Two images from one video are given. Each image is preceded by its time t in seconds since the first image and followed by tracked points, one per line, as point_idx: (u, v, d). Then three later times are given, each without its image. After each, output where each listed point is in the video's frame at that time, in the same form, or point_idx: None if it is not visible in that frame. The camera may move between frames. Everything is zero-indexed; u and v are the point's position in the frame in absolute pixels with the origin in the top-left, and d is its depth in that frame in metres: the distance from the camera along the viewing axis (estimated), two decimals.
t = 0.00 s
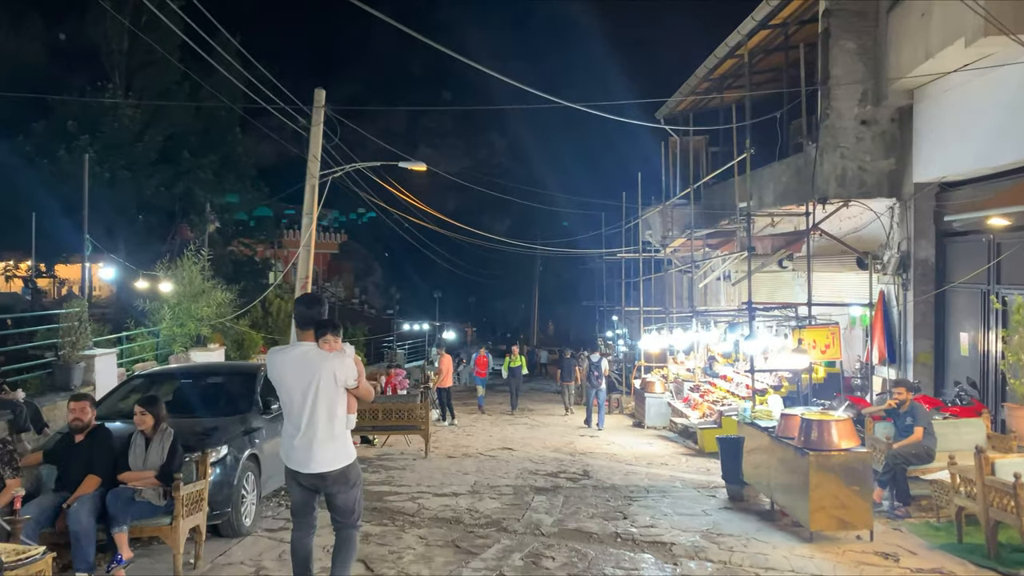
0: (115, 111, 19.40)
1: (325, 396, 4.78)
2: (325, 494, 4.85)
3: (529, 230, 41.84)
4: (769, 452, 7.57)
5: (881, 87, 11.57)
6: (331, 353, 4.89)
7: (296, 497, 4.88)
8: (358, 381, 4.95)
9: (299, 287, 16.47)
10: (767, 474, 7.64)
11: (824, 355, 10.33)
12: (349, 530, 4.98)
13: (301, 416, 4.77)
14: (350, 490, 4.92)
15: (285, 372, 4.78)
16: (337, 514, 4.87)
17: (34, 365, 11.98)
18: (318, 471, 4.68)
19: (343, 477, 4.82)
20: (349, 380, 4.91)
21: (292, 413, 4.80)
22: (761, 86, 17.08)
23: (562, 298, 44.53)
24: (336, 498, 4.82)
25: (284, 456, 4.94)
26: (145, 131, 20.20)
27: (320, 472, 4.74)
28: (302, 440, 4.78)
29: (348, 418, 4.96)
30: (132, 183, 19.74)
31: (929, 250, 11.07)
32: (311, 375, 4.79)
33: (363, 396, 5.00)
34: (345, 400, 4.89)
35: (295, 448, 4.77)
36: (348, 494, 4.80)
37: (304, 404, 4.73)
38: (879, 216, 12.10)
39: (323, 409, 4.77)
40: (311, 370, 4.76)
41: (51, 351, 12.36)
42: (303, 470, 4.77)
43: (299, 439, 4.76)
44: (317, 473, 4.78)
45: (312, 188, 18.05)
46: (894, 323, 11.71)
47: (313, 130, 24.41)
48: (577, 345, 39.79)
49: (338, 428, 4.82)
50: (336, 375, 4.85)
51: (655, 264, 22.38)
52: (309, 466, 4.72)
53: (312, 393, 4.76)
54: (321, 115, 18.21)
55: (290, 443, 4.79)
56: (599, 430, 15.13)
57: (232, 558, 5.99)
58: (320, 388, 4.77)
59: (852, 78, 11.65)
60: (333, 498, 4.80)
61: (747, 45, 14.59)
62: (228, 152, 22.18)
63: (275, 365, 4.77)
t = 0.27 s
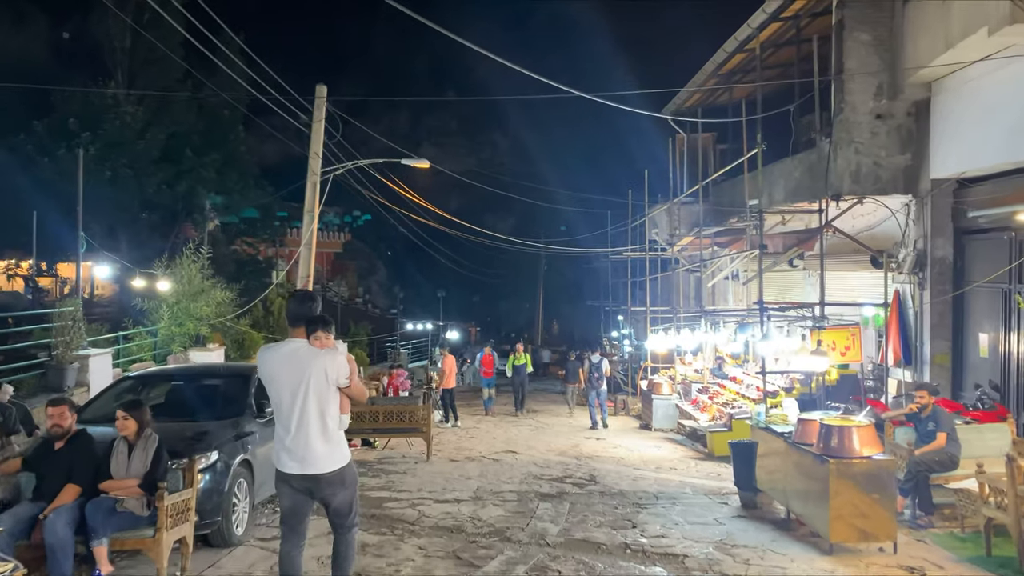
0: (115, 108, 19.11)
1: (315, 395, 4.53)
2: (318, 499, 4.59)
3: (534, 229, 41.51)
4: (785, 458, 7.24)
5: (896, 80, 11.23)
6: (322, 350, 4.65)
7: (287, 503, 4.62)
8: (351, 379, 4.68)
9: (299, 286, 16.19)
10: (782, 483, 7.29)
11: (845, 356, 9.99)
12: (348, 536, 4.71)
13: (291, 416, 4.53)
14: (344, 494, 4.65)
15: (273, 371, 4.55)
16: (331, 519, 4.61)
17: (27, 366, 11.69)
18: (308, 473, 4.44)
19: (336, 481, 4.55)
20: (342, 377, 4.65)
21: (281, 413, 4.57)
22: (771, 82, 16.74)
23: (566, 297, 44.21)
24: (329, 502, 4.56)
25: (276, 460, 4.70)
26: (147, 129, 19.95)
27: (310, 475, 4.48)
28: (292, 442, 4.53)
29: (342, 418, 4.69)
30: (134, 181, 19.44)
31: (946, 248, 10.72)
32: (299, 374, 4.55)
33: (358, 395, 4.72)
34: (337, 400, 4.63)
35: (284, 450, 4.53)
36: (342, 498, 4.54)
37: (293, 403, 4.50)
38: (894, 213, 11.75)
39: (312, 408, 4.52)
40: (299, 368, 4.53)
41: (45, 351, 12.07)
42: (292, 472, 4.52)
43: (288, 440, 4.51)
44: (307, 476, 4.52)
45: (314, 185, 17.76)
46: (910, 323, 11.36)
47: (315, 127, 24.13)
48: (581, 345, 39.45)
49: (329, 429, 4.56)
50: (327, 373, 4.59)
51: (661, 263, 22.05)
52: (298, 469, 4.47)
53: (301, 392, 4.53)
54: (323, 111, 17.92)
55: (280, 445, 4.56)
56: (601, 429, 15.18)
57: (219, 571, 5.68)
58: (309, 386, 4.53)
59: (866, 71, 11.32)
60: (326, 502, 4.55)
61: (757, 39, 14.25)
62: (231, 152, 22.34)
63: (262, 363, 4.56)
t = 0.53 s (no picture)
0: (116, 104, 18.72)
1: (326, 399, 4.42)
2: (323, 503, 4.50)
3: (537, 228, 41.20)
4: (800, 464, 6.93)
5: (913, 74, 10.93)
6: (331, 352, 4.53)
7: (289, 508, 4.49)
8: (360, 382, 4.58)
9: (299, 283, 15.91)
10: (797, 490, 6.99)
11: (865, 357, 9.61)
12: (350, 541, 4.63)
13: (299, 419, 4.42)
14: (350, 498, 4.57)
15: (281, 373, 4.42)
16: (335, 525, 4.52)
17: (18, 362, 11.41)
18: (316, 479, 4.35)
19: (343, 485, 4.47)
20: (352, 380, 4.55)
21: (288, 416, 4.45)
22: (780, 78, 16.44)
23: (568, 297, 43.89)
24: (334, 507, 4.47)
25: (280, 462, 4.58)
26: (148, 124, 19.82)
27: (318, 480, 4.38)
28: (300, 446, 4.42)
29: (349, 421, 4.60)
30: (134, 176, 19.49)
31: (963, 247, 10.40)
32: (309, 377, 4.42)
33: (366, 398, 4.63)
34: (347, 403, 4.53)
35: (291, 454, 4.42)
36: (348, 503, 4.46)
37: (302, 406, 4.38)
38: (908, 211, 11.44)
39: (323, 412, 4.42)
40: (309, 371, 4.40)
41: (36, 347, 11.79)
42: (300, 476, 4.42)
43: (296, 444, 4.41)
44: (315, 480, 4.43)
45: (314, 180, 17.48)
46: (924, 325, 11.05)
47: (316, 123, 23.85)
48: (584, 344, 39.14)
49: (338, 432, 4.47)
50: (337, 376, 4.48)
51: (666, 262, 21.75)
52: (306, 474, 4.37)
53: (310, 395, 4.41)
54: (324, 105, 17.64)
55: (286, 448, 4.44)
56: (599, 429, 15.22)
57: None
58: (319, 389, 4.42)
59: (882, 66, 11.01)
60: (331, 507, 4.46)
61: (767, 34, 13.95)
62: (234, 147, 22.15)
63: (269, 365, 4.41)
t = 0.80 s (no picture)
0: (114, 104, 18.86)
1: (339, 401, 4.33)
2: (332, 508, 4.41)
3: (538, 230, 40.91)
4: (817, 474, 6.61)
5: (925, 71, 10.65)
6: (341, 354, 4.44)
7: (296, 515, 4.34)
8: (370, 383, 4.52)
9: (296, 284, 15.62)
10: (812, 501, 6.69)
11: (886, 363, 9.12)
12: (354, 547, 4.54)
13: (311, 423, 4.30)
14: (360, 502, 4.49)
15: (291, 377, 4.28)
16: (344, 530, 4.44)
17: (6, 366, 11.09)
18: (330, 484, 4.24)
19: (355, 489, 4.40)
20: (362, 381, 4.48)
21: (298, 421, 4.32)
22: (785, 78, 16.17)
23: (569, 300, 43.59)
24: (344, 511, 4.39)
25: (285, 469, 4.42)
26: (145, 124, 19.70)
27: (332, 484, 4.29)
28: (312, 450, 4.30)
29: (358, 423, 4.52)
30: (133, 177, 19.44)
31: (978, 248, 10.09)
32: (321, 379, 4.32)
33: (375, 399, 4.58)
34: (357, 405, 4.45)
35: (302, 459, 4.30)
36: (359, 507, 4.39)
37: (315, 410, 4.27)
38: (921, 211, 11.13)
39: (337, 416, 4.33)
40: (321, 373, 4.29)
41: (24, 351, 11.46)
42: (312, 482, 4.30)
43: (310, 450, 4.28)
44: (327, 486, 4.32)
45: (312, 181, 17.20)
46: (937, 328, 10.73)
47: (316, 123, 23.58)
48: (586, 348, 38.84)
49: (350, 435, 4.39)
50: (349, 379, 4.40)
51: (668, 264, 21.48)
52: (320, 479, 4.26)
53: (323, 398, 4.30)
54: (323, 105, 17.40)
55: (297, 453, 4.31)
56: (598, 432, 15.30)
57: None
58: (332, 392, 4.32)
59: (893, 62, 10.74)
60: (342, 511, 4.38)
61: (774, 32, 13.66)
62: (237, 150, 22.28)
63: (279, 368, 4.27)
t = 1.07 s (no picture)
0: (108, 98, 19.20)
1: (331, 393, 4.25)
2: (323, 505, 4.28)
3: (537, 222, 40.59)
4: (833, 468, 6.33)
5: (935, 52, 10.34)
6: (332, 346, 4.37)
7: (285, 513, 4.25)
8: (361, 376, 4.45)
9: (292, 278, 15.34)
10: (827, 496, 6.42)
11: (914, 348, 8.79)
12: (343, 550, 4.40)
13: (303, 416, 4.21)
14: (351, 498, 4.39)
15: (282, 368, 4.20)
16: (335, 529, 4.31)
17: None
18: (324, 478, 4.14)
19: (347, 484, 4.30)
20: (354, 374, 4.42)
21: (289, 414, 4.22)
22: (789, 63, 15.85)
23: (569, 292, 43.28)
24: (336, 508, 4.27)
25: (275, 466, 4.31)
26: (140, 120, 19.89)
27: (325, 479, 4.19)
28: (303, 445, 4.19)
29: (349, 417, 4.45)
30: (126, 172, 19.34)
31: (991, 233, 9.78)
32: (313, 370, 4.24)
33: (366, 392, 4.50)
34: (349, 397, 4.38)
35: (294, 453, 4.19)
36: (351, 503, 4.28)
37: (308, 402, 4.18)
38: (931, 196, 10.82)
39: (328, 408, 4.24)
40: (314, 364, 4.22)
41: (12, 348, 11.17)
42: (303, 477, 4.19)
43: (301, 444, 4.19)
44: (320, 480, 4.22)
45: (307, 172, 16.90)
46: (948, 316, 10.44)
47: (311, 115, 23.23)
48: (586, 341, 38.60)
49: (343, 429, 4.30)
50: (340, 370, 4.33)
51: (670, 254, 21.19)
52: (311, 474, 4.16)
53: (315, 390, 4.22)
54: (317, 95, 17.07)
55: (288, 448, 4.20)
56: (600, 426, 15.30)
57: None
58: (324, 384, 4.24)
59: (902, 43, 10.43)
60: (333, 509, 4.24)
61: (778, 15, 13.35)
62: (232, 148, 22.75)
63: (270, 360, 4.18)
